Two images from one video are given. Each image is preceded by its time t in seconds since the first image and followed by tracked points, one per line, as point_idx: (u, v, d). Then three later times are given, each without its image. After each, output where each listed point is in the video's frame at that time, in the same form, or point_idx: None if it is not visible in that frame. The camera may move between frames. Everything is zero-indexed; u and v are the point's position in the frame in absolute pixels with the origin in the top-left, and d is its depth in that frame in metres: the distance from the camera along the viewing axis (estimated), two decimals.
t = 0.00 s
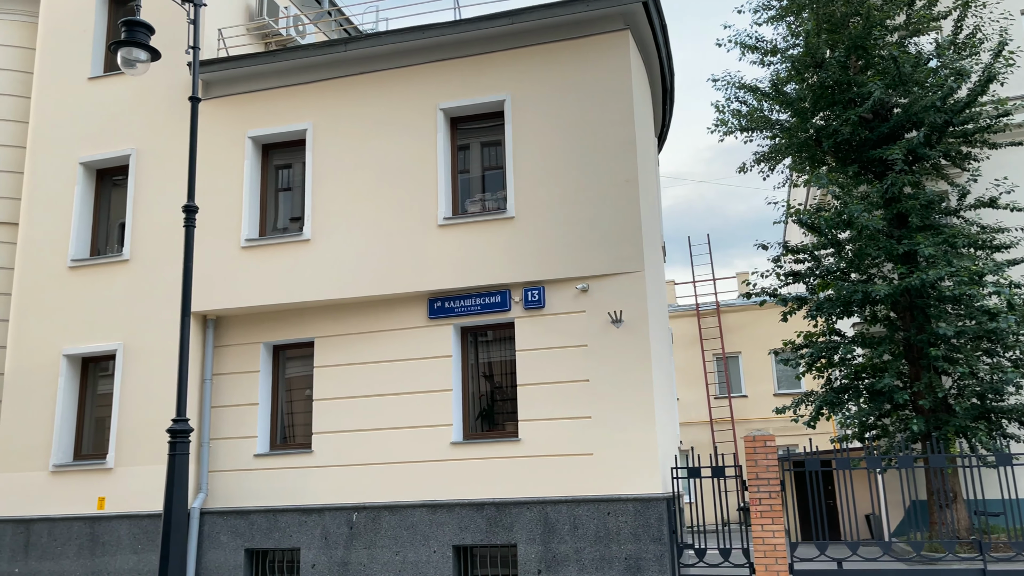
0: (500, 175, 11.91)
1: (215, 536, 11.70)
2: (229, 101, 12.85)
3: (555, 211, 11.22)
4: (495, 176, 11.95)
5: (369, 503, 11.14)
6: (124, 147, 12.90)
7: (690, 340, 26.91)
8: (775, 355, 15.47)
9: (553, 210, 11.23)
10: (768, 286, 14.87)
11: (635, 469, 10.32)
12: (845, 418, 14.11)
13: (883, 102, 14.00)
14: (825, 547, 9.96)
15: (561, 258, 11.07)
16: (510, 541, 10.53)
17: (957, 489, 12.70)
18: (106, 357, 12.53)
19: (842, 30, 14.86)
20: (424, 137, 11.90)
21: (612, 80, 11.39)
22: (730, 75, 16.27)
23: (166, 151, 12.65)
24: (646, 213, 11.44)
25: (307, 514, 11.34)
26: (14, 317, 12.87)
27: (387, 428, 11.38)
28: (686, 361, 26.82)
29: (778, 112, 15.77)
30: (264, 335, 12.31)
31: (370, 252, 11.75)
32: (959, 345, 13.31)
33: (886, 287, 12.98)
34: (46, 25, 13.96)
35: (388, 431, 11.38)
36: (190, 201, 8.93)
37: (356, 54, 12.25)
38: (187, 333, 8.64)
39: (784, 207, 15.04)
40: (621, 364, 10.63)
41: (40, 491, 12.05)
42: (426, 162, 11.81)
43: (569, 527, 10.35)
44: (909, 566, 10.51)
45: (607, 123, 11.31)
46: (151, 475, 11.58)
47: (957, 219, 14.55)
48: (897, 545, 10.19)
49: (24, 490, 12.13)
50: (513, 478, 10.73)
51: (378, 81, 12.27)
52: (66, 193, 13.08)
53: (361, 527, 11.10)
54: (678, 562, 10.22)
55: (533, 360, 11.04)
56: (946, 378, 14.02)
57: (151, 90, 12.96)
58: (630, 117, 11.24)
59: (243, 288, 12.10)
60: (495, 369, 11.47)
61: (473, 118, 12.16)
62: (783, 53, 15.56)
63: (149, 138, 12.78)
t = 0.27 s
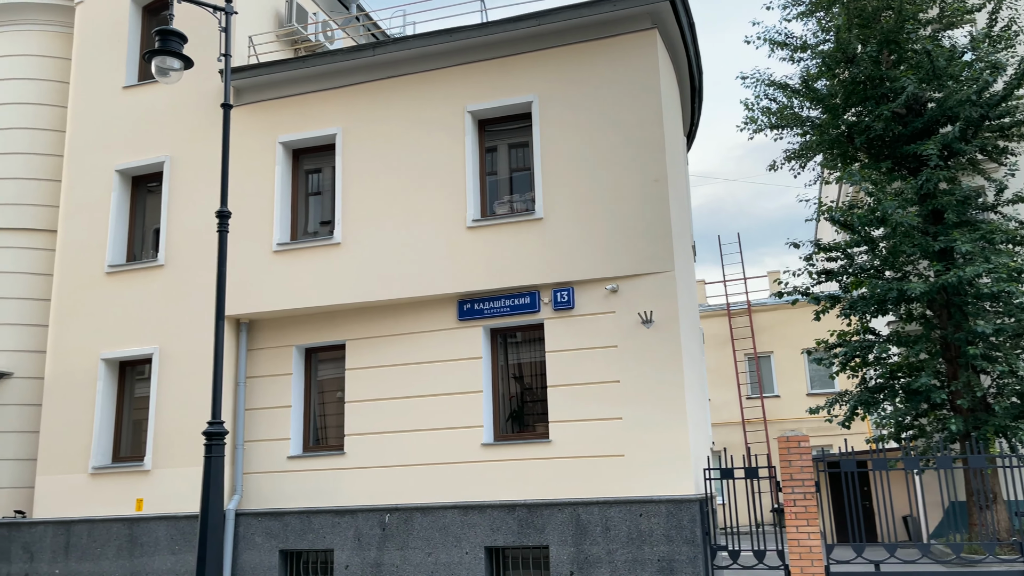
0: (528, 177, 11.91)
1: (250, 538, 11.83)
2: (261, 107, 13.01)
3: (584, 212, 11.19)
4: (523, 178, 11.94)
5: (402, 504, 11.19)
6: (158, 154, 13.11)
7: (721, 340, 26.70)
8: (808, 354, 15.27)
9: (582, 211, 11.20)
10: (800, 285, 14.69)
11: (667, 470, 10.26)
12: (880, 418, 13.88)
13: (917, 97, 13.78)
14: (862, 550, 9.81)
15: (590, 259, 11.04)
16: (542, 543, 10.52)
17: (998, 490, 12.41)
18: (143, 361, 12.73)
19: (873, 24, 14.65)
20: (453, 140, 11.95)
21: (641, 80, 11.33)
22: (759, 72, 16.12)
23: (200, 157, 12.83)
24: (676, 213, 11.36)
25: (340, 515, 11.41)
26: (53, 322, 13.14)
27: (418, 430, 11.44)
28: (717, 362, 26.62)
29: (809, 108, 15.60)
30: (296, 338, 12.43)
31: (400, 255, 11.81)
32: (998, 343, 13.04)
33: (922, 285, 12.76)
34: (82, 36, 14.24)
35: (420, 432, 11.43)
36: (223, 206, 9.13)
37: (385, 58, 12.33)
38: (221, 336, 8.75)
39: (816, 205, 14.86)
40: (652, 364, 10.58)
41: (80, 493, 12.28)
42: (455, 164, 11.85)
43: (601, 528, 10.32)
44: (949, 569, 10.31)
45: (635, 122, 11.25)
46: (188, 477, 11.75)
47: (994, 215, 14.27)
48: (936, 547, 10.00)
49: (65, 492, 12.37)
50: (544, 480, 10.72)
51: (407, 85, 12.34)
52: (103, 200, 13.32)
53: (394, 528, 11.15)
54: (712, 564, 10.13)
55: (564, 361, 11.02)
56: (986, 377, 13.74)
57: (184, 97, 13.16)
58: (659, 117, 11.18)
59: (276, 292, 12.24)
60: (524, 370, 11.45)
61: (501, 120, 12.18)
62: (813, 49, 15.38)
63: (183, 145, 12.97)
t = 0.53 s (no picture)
0: (555, 178, 11.89)
1: (283, 538, 11.93)
2: (290, 112, 13.15)
3: (612, 211, 11.15)
4: (550, 179, 11.93)
5: (433, 505, 11.23)
6: (191, 160, 13.31)
7: (751, 340, 26.47)
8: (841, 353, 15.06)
9: (610, 211, 11.16)
10: (832, 283, 14.48)
11: (699, 471, 10.19)
12: (916, 417, 13.61)
13: (950, 91, 13.54)
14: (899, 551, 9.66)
15: (618, 259, 11.00)
16: (573, 544, 10.49)
17: None
18: (178, 364, 12.92)
19: (905, 18, 14.44)
20: (480, 142, 11.98)
21: (669, 78, 11.27)
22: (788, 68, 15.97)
23: (231, 163, 13.00)
24: (705, 211, 11.27)
25: (372, 516, 11.46)
26: (91, 326, 13.39)
27: (449, 431, 11.48)
28: (748, 361, 26.39)
29: (839, 104, 15.43)
30: (327, 341, 12.54)
31: (429, 257, 11.87)
32: None
33: (958, 281, 12.53)
34: (116, 45, 14.50)
35: (450, 434, 11.47)
36: (254, 211, 9.26)
37: (412, 61, 12.40)
38: (254, 339, 8.86)
39: (847, 202, 14.67)
40: (683, 364, 10.51)
41: (118, 495, 12.49)
42: (483, 166, 11.88)
43: (632, 529, 10.26)
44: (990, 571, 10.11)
45: (663, 120, 11.19)
46: (222, 479, 11.90)
47: None
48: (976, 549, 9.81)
49: (104, 494, 12.59)
50: (575, 481, 10.71)
51: (434, 88, 12.40)
52: (137, 206, 13.55)
53: (425, 529, 11.18)
54: (745, 565, 10.03)
55: (593, 362, 11.00)
56: None
57: (216, 104, 13.35)
58: (687, 115, 11.10)
59: (307, 295, 12.35)
60: (553, 371, 11.43)
61: (528, 121, 12.17)
62: (844, 44, 15.20)
63: (214, 151, 13.15)
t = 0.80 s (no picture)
0: (582, 177, 11.86)
1: (316, 538, 12.02)
2: (319, 116, 13.26)
3: (640, 210, 11.10)
4: (577, 178, 11.90)
5: (463, 505, 11.25)
6: (222, 164, 13.47)
7: (783, 338, 26.22)
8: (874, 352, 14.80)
9: (638, 209, 11.11)
10: (865, 280, 14.22)
11: (731, 471, 10.10)
12: (953, 416, 13.26)
13: (985, 83, 13.27)
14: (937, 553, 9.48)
15: (647, 258, 10.94)
16: (604, 544, 10.44)
17: None
18: (211, 366, 13.09)
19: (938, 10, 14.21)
20: (507, 142, 11.99)
21: (697, 75, 11.19)
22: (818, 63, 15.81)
23: (261, 167, 13.15)
24: (735, 209, 11.16)
25: (403, 516, 11.50)
26: (126, 330, 13.62)
27: (478, 432, 11.50)
28: (780, 360, 26.13)
29: (871, 99, 15.25)
30: (357, 342, 12.63)
31: (457, 258, 11.90)
32: None
33: (995, 277, 12.26)
34: (148, 52, 14.73)
35: (480, 434, 11.50)
36: (284, 214, 9.38)
37: (438, 63, 12.45)
38: (285, 341, 8.95)
39: (880, 197, 14.47)
40: (713, 363, 10.43)
41: (154, 495, 12.69)
42: (510, 166, 11.89)
43: (664, 529, 10.19)
44: None
45: (691, 118, 11.11)
46: (256, 479, 12.04)
47: None
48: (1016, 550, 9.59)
49: (140, 494, 12.80)
50: (605, 481, 10.68)
51: (460, 90, 12.44)
52: (170, 211, 13.75)
53: (456, 529, 11.20)
54: (778, 565, 9.91)
55: (622, 361, 10.96)
56: None
57: (246, 108, 13.50)
58: (716, 112, 11.01)
59: (337, 297, 12.45)
60: (583, 371, 11.41)
61: (554, 121, 12.16)
62: (875, 37, 15.01)
63: (244, 155, 13.31)
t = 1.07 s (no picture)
0: (611, 175, 11.81)
1: (350, 537, 12.12)
2: (349, 118, 13.37)
3: (670, 208, 11.03)
4: (606, 177, 11.85)
5: (495, 504, 11.27)
6: (254, 168, 13.64)
7: (816, 335, 25.92)
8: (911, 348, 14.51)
9: (667, 207, 11.04)
10: (900, 275, 13.96)
11: (763, 469, 10.01)
12: (993, 413, 13.05)
13: None
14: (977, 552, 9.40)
15: (677, 256, 10.88)
16: (637, 543, 10.41)
17: None
18: (245, 367, 13.27)
19: None
20: (535, 141, 11.99)
21: (727, 71, 11.08)
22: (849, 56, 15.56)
23: (292, 169, 13.29)
24: (766, 206, 11.04)
25: (436, 515, 11.56)
26: (163, 331, 13.85)
27: (509, 431, 11.52)
28: (813, 357, 25.85)
29: (905, 92, 14.95)
30: (388, 342, 12.72)
31: (487, 257, 11.93)
32: None
33: None
34: (181, 58, 14.96)
35: (512, 433, 11.51)
36: (316, 216, 9.58)
37: (466, 63, 12.49)
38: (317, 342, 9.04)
39: (915, 191, 14.22)
40: (745, 361, 10.34)
41: (191, 494, 12.90)
42: (538, 165, 11.89)
43: (697, 528, 10.12)
44: None
45: (720, 114, 11.02)
46: (290, 478, 12.18)
47: None
48: None
49: (178, 493, 13.01)
50: (638, 479, 10.65)
51: (488, 89, 12.46)
52: (204, 214, 13.97)
53: (489, 528, 11.22)
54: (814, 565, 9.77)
55: (653, 360, 10.91)
56: None
57: (277, 112, 13.65)
58: (746, 108, 10.90)
59: (368, 298, 12.55)
60: (613, 370, 11.37)
61: (583, 119, 12.12)
62: (909, 29, 14.77)
63: (276, 158, 13.46)
